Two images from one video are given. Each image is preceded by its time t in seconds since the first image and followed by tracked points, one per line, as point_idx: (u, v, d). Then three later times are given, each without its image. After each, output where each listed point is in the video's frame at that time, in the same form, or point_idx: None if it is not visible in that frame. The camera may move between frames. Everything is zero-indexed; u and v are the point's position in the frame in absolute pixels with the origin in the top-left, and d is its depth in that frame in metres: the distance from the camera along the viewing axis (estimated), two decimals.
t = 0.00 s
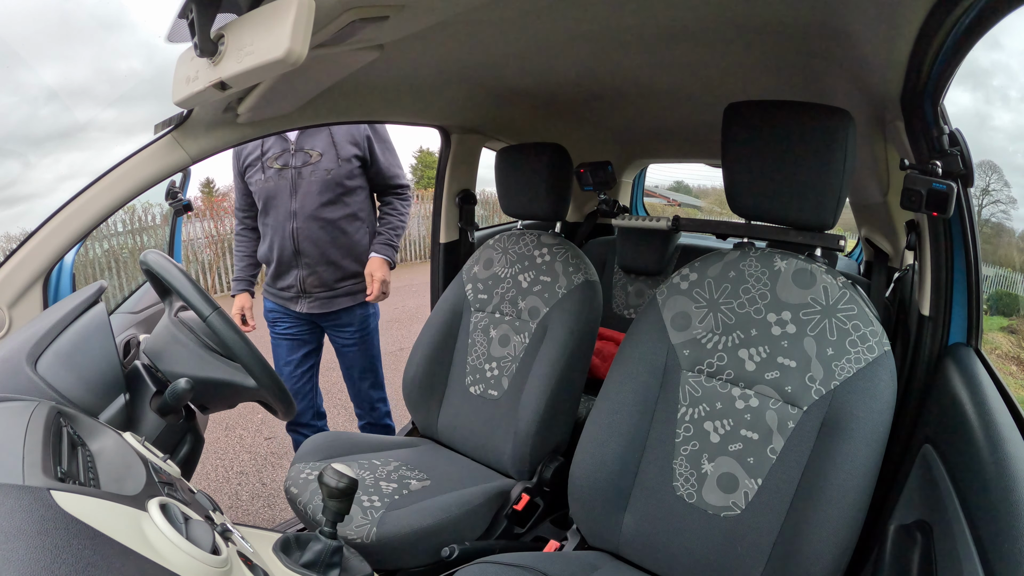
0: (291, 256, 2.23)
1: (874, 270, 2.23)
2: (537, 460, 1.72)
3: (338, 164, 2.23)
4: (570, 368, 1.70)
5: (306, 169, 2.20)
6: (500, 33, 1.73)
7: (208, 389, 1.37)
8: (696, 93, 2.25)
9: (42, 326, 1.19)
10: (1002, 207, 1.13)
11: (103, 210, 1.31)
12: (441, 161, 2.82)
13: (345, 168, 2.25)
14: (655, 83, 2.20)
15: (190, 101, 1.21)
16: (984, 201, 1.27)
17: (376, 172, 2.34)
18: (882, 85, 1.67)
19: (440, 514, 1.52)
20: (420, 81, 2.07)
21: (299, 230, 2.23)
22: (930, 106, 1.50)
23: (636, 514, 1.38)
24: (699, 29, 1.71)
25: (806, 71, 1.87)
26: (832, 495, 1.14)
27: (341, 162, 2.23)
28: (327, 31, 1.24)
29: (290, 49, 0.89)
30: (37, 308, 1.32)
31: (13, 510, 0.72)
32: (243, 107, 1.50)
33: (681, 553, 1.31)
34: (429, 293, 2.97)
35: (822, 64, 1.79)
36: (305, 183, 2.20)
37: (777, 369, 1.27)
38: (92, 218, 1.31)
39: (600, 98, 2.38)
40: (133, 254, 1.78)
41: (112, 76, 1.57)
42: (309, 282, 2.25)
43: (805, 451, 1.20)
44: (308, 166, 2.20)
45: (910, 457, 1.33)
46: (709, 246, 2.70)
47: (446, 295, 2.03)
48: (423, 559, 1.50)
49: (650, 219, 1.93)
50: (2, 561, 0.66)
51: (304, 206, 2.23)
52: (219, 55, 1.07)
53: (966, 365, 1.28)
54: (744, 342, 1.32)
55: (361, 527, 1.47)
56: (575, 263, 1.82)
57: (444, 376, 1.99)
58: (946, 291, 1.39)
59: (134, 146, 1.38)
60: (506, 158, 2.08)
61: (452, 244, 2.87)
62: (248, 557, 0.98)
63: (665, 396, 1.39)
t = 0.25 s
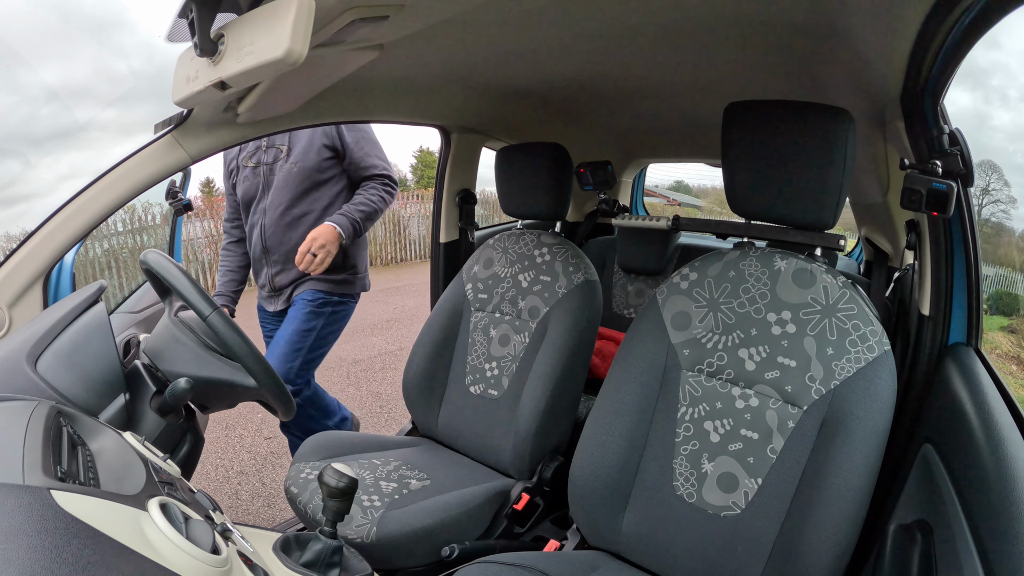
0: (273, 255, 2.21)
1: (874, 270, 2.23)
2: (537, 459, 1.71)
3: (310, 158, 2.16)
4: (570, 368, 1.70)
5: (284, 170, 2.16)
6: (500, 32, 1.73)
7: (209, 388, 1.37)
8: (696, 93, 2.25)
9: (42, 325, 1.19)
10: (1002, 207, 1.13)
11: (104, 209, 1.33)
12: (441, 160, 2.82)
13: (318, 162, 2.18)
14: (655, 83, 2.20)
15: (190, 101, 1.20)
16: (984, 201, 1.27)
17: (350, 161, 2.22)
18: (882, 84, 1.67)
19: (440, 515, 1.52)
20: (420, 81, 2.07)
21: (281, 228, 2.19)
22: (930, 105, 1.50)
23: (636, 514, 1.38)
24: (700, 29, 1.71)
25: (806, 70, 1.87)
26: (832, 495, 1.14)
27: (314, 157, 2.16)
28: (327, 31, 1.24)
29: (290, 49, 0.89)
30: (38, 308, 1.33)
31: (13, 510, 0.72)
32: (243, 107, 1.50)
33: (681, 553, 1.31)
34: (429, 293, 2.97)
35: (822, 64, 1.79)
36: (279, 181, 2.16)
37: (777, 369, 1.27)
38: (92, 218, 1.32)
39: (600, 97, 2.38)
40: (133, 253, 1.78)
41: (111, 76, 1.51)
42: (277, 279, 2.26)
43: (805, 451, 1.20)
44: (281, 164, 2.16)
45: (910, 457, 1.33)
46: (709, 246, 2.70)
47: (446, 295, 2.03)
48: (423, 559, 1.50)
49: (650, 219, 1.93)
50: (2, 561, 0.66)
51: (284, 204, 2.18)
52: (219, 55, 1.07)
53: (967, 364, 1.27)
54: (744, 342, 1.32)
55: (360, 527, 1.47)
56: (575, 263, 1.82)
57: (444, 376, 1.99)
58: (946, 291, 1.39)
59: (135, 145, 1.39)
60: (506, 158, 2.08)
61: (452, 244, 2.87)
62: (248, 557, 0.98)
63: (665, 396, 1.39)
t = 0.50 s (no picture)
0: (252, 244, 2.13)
1: (874, 268, 2.22)
2: (537, 458, 1.71)
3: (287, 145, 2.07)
4: (570, 367, 1.70)
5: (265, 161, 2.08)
6: (500, 31, 1.72)
7: (209, 388, 1.37)
8: (697, 92, 2.25)
9: (42, 325, 1.19)
10: (1002, 206, 1.13)
11: (103, 209, 1.34)
12: (441, 159, 2.81)
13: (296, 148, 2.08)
14: (655, 82, 2.20)
15: (190, 99, 1.20)
16: (984, 200, 1.27)
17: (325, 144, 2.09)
18: (882, 83, 1.67)
19: (439, 514, 1.52)
20: (420, 80, 2.07)
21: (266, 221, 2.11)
22: (930, 104, 1.50)
23: (637, 513, 1.38)
24: (700, 28, 1.71)
25: (806, 69, 1.87)
26: (832, 493, 1.14)
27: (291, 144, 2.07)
28: (326, 30, 1.24)
29: (290, 48, 0.89)
30: (38, 307, 1.34)
31: (13, 509, 0.72)
32: (243, 106, 1.50)
33: (681, 551, 1.31)
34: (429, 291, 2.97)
35: (822, 63, 1.79)
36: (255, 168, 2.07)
37: (776, 367, 1.27)
38: (92, 218, 1.33)
39: (600, 96, 2.38)
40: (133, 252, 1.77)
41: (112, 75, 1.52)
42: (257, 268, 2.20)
43: (805, 450, 1.21)
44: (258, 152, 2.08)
45: (910, 456, 1.33)
46: (709, 245, 2.70)
47: (446, 293, 2.02)
48: (423, 558, 1.50)
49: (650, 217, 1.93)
50: (2, 560, 0.66)
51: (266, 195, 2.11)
52: (219, 53, 1.07)
53: (967, 363, 1.28)
54: (744, 341, 1.32)
55: (360, 526, 1.47)
56: (575, 261, 1.82)
57: (444, 374, 1.99)
58: (946, 289, 1.39)
59: (135, 144, 1.40)
60: (506, 156, 2.08)
61: (452, 243, 2.87)
62: (248, 556, 0.98)
63: (665, 394, 1.39)
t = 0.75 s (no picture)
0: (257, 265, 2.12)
1: (874, 266, 2.22)
2: (537, 456, 1.71)
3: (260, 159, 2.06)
4: (570, 364, 1.70)
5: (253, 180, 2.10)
6: (500, 28, 1.72)
7: (210, 386, 1.36)
8: (697, 90, 2.25)
9: (41, 323, 1.20)
10: (1003, 203, 1.13)
11: (104, 207, 1.34)
12: (441, 157, 2.81)
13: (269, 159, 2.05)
14: (656, 79, 2.19)
15: (190, 97, 1.20)
16: (984, 197, 1.27)
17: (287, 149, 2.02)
18: (882, 81, 1.66)
19: (439, 511, 1.52)
20: (420, 77, 2.07)
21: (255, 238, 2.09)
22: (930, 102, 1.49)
23: (637, 510, 1.38)
24: (700, 26, 1.71)
25: (806, 67, 1.86)
26: (832, 491, 1.14)
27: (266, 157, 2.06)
28: (326, 27, 1.23)
29: (290, 46, 0.88)
30: (38, 304, 1.34)
31: (13, 506, 0.72)
32: (243, 103, 1.50)
33: (680, 549, 1.31)
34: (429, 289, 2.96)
35: (823, 61, 1.79)
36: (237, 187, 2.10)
37: (777, 365, 1.27)
38: (92, 215, 1.33)
39: (600, 94, 2.38)
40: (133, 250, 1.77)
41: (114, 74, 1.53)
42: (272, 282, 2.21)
43: (805, 448, 1.20)
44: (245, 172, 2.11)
45: (910, 453, 1.33)
46: (709, 242, 2.70)
47: (446, 291, 2.02)
48: (422, 556, 1.50)
49: (650, 215, 1.93)
50: (2, 557, 0.66)
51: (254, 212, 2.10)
52: (219, 51, 1.07)
53: (966, 361, 1.28)
54: (744, 338, 1.32)
55: (360, 524, 1.47)
56: (575, 259, 1.82)
57: (444, 372, 1.98)
58: (946, 287, 1.39)
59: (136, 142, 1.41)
60: (506, 154, 2.08)
61: (452, 240, 2.87)
62: (248, 554, 0.98)
63: (665, 392, 1.39)
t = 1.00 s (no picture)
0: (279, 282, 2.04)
1: (874, 263, 2.22)
2: (537, 453, 1.71)
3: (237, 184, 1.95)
4: (570, 362, 1.70)
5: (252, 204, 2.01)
6: (499, 26, 1.72)
7: (213, 384, 1.36)
8: (696, 87, 2.25)
9: (40, 319, 1.20)
10: (1003, 201, 1.13)
11: (103, 204, 1.32)
12: (441, 154, 2.80)
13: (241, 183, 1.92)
14: (655, 77, 2.19)
15: (190, 94, 1.20)
16: (984, 195, 1.27)
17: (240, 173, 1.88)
18: (882, 79, 1.66)
19: (439, 509, 1.52)
20: (420, 75, 2.06)
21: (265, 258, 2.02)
22: (930, 99, 1.49)
23: (637, 507, 1.38)
24: (700, 23, 1.71)
25: (805, 64, 1.86)
26: (832, 488, 1.14)
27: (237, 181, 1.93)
28: (325, 24, 1.23)
29: (289, 43, 0.88)
30: (37, 301, 1.32)
31: (13, 503, 0.72)
32: (243, 101, 1.49)
33: (681, 546, 1.31)
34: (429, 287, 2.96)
35: (823, 59, 1.79)
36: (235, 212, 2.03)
37: (777, 363, 1.27)
38: (92, 212, 1.31)
39: (600, 91, 2.38)
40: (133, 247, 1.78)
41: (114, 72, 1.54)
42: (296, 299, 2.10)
43: (805, 445, 1.20)
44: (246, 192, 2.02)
45: (910, 450, 1.33)
46: (709, 240, 2.70)
47: (446, 288, 2.02)
48: (422, 553, 1.49)
49: (650, 212, 1.93)
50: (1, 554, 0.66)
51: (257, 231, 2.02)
52: (219, 48, 1.07)
53: (966, 358, 1.28)
54: (744, 336, 1.32)
55: (360, 521, 1.48)
56: (575, 256, 1.81)
57: (444, 370, 1.98)
58: (946, 285, 1.40)
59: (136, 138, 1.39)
60: (506, 151, 2.07)
61: (452, 238, 2.88)
62: (248, 551, 0.98)
63: (665, 390, 1.39)
